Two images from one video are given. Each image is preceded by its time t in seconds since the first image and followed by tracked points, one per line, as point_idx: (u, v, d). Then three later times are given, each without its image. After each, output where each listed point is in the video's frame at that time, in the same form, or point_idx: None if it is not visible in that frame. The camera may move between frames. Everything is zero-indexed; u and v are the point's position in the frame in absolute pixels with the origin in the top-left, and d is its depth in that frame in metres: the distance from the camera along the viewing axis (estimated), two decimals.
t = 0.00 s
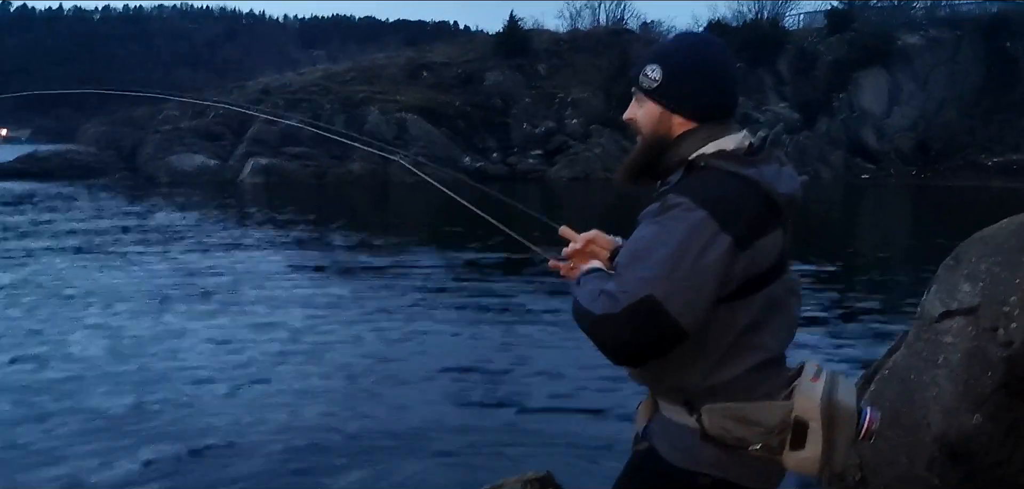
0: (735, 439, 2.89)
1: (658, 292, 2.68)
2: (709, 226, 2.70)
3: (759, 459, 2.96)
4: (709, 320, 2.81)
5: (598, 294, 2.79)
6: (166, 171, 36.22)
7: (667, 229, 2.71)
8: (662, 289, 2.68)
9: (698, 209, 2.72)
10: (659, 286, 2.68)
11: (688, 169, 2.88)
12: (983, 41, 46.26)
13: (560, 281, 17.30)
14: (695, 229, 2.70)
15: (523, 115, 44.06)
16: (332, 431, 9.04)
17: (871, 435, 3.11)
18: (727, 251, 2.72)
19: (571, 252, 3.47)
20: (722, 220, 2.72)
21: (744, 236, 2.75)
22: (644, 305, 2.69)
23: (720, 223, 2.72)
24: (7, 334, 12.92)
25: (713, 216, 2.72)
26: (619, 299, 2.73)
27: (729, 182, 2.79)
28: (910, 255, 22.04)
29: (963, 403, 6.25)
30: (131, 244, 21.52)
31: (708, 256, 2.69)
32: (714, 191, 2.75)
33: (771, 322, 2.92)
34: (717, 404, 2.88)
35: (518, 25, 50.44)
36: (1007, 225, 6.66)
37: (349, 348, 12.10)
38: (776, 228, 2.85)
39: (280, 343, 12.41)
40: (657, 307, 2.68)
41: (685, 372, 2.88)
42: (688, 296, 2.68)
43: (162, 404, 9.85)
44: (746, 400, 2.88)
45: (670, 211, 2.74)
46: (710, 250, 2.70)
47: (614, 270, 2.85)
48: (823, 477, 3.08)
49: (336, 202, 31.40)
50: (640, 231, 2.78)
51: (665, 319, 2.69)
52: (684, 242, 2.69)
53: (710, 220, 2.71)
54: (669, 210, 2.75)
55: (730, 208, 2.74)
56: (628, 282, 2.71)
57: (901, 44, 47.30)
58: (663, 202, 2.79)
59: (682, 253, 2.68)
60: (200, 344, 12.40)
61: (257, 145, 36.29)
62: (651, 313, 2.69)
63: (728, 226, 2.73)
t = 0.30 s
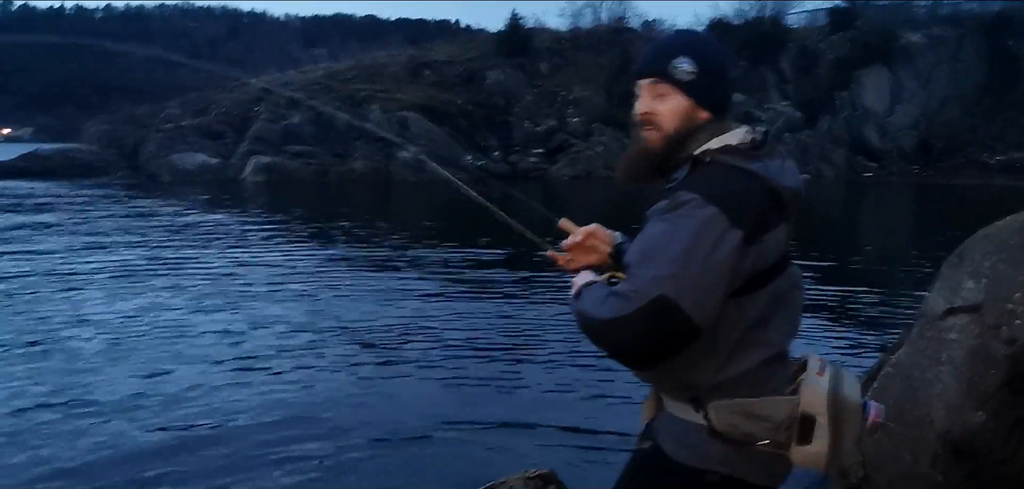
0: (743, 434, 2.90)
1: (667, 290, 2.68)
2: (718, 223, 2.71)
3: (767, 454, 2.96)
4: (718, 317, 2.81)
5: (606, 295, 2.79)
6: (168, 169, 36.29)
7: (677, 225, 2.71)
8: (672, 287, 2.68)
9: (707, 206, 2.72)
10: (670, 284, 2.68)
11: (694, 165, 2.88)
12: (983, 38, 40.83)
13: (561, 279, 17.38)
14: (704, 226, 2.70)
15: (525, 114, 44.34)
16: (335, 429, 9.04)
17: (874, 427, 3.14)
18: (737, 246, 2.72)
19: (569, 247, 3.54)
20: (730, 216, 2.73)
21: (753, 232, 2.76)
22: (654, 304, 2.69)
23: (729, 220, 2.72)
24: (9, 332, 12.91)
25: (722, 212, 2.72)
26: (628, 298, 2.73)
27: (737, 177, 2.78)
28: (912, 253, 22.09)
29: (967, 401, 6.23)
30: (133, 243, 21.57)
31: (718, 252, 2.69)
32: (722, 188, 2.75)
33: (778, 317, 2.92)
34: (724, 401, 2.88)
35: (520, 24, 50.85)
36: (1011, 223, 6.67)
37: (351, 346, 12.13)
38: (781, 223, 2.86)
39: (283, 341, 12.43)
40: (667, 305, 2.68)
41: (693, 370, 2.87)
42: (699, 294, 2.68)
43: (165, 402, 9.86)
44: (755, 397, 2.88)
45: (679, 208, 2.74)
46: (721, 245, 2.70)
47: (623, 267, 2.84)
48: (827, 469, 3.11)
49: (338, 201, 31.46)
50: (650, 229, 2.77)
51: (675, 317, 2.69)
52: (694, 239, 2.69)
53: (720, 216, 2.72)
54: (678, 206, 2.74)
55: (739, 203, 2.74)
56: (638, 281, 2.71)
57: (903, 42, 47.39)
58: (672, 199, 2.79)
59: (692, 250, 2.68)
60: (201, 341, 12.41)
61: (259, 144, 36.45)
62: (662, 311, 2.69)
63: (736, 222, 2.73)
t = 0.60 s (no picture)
0: (741, 438, 2.90)
1: (668, 296, 2.68)
2: (720, 228, 2.70)
3: (764, 458, 2.97)
4: (719, 322, 2.81)
5: (606, 299, 2.79)
6: (169, 168, 36.24)
7: (678, 231, 2.71)
8: (674, 292, 2.68)
9: (709, 212, 2.72)
10: (670, 289, 2.68)
11: (696, 170, 2.88)
12: (984, 38, 46.11)
13: (562, 279, 17.41)
14: (706, 231, 2.70)
15: (526, 114, 44.40)
16: (336, 431, 9.03)
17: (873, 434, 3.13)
18: (739, 251, 2.72)
19: (571, 244, 3.54)
20: (732, 221, 2.72)
21: (753, 238, 2.76)
22: (655, 309, 2.69)
23: (730, 225, 2.72)
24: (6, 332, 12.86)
25: (724, 217, 2.72)
26: (628, 302, 2.73)
27: (738, 182, 2.78)
28: (913, 253, 22.10)
29: (968, 403, 6.26)
30: (132, 241, 21.56)
31: (720, 255, 2.69)
32: (724, 192, 2.75)
33: (778, 321, 2.93)
34: (723, 404, 2.88)
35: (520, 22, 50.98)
36: (1012, 226, 6.63)
37: (352, 345, 12.16)
38: (782, 228, 2.86)
39: (283, 340, 12.45)
40: (668, 310, 2.68)
41: (694, 374, 2.87)
42: (700, 299, 2.68)
43: (165, 402, 9.85)
44: (753, 401, 2.89)
45: (680, 214, 2.73)
46: (723, 250, 2.69)
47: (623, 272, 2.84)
48: (823, 475, 3.11)
49: (339, 200, 31.45)
50: (651, 233, 2.76)
51: (676, 322, 2.69)
52: (696, 244, 2.68)
53: (722, 222, 2.72)
54: (679, 212, 2.74)
55: (741, 210, 2.74)
56: (638, 285, 2.70)
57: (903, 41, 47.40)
58: (671, 204, 2.79)
59: (695, 256, 2.67)
60: (201, 341, 12.40)
61: (260, 144, 36.50)
62: (662, 315, 2.69)
63: (737, 227, 2.73)
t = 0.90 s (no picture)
0: (740, 441, 2.90)
1: (664, 300, 2.69)
2: (714, 232, 2.71)
3: (764, 461, 2.98)
4: (717, 327, 2.82)
5: (604, 305, 2.80)
6: (173, 168, 36.35)
7: (673, 235, 2.72)
8: (671, 296, 2.69)
9: (703, 214, 2.72)
10: (667, 294, 2.69)
11: (690, 173, 2.89)
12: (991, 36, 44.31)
13: (566, 279, 17.41)
14: (703, 234, 2.71)
15: (529, 113, 44.57)
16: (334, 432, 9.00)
17: (875, 437, 3.12)
18: (735, 253, 2.73)
19: (574, 251, 3.59)
20: (726, 225, 2.73)
21: (749, 241, 2.77)
22: (651, 314, 2.70)
23: (725, 229, 2.73)
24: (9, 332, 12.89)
25: (718, 221, 2.73)
26: (626, 308, 2.74)
27: (733, 184, 2.79)
28: (918, 253, 21.95)
29: (971, 405, 6.24)
30: (135, 241, 21.61)
31: (716, 258, 2.70)
32: (720, 196, 2.76)
33: (776, 325, 2.93)
34: (722, 409, 2.89)
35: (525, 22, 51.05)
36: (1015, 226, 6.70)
37: (355, 346, 12.20)
38: (779, 231, 2.86)
39: (286, 340, 12.48)
40: (665, 315, 2.70)
41: (693, 378, 2.88)
42: (696, 302, 2.69)
43: (168, 400, 9.88)
44: (752, 403, 2.90)
45: (675, 218, 2.74)
46: (718, 253, 2.70)
47: (620, 276, 2.85)
48: (823, 477, 3.11)
49: (342, 199, 31.45)
50: (646, 238, 2.77)
51: (674, 327, 2.70)
52: (692, 247, 2.70)
53: (716, 226, 2.72)
54: (674, 216, 2.75)
55: (737, 213, 2.75)
56: (634, 292, 2.73)
57: (908, 41, 47.35)
58: (666, 208, 2.80)
59: (690, 261, 2.69)
60: (204, 341, 12.43)
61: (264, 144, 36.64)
62: (658, 320, 2.71)
63: (732, 230, 2.74)
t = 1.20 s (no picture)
0: (742, 438, 2.91)
1: (664, 298, 2.69)
2: (713, 228, 2.71)
3: (768, 458, 2.98)
4: (718, 324, 2.82)
5: (606, 305, 2.81)
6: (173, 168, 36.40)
7: (671, 232, 2.72)
8: (671, 295, 2.69)
9: (700, 211, 2.73)
10: (667, 292, 2.69)
11: (685, 170, 2.89)
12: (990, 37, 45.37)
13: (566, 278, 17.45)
14: (702, 230, 2.71)
15: (530, 113, 44.74)
16: (334, 431, 9.00)
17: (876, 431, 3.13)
18: (733, 249, 2.73)
19: (569, 253, 3.59)
20: (724, 220, 2.73)
21: (747, 236, 2.77)
22: (652, 312, 2.70)
23: (724, 225, 2.73)
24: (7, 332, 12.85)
25: (716, 216, 2.73)
26: (626, 307, 2.74)
27: (728, 180, 2.79)
28: (919, 253, 21.95)
29: (972, 403, 6.24)
30: (134, 241, 21.61)
31: (715, 254, 2.70)
32: (717, 191, 2.76)
33: (776, 320, 2.94)
34: (724, 406, 2.89)
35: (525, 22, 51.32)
36: (1016, 225, 6.70)
37: (354, 344, 12.20)
38: (775, 227, 2.87)
39: (285, 339, 12.49)
40: (665, 312, 2.70)
41: (694, 376, 2.88)
42: (696, 299, 2.69)
43: (168, 400, 9.88)
44: (753, 400, 2.90)
45: (672, 214, 2.75)
46: (717, 249, 2.71)
47: (620, 275, 2.86)
48: (826, 472, 3.11)
49: (342, 199, 31.47)
50: (644, 237, 2.78)
51: (675, 325, 2.70)
52: (691, 243, 2.70)
53: (713, 221, 2.73)
54: (672, 213, 2.76)
55: (734, 209, 2.75)
56: (633, 291, 2.73)
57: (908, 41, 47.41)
58: (664, 205, 2.80)
59: (689, 258, 2.69)
60: (203, 340, 12.42)
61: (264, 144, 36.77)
62: (658, 319, 2.71)
63: (730, 226, 2.74)
